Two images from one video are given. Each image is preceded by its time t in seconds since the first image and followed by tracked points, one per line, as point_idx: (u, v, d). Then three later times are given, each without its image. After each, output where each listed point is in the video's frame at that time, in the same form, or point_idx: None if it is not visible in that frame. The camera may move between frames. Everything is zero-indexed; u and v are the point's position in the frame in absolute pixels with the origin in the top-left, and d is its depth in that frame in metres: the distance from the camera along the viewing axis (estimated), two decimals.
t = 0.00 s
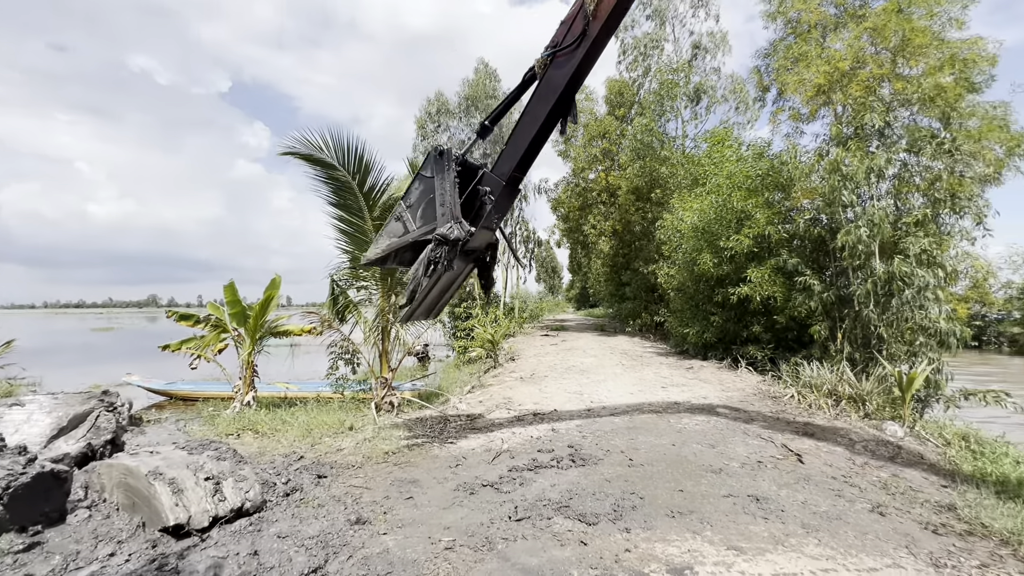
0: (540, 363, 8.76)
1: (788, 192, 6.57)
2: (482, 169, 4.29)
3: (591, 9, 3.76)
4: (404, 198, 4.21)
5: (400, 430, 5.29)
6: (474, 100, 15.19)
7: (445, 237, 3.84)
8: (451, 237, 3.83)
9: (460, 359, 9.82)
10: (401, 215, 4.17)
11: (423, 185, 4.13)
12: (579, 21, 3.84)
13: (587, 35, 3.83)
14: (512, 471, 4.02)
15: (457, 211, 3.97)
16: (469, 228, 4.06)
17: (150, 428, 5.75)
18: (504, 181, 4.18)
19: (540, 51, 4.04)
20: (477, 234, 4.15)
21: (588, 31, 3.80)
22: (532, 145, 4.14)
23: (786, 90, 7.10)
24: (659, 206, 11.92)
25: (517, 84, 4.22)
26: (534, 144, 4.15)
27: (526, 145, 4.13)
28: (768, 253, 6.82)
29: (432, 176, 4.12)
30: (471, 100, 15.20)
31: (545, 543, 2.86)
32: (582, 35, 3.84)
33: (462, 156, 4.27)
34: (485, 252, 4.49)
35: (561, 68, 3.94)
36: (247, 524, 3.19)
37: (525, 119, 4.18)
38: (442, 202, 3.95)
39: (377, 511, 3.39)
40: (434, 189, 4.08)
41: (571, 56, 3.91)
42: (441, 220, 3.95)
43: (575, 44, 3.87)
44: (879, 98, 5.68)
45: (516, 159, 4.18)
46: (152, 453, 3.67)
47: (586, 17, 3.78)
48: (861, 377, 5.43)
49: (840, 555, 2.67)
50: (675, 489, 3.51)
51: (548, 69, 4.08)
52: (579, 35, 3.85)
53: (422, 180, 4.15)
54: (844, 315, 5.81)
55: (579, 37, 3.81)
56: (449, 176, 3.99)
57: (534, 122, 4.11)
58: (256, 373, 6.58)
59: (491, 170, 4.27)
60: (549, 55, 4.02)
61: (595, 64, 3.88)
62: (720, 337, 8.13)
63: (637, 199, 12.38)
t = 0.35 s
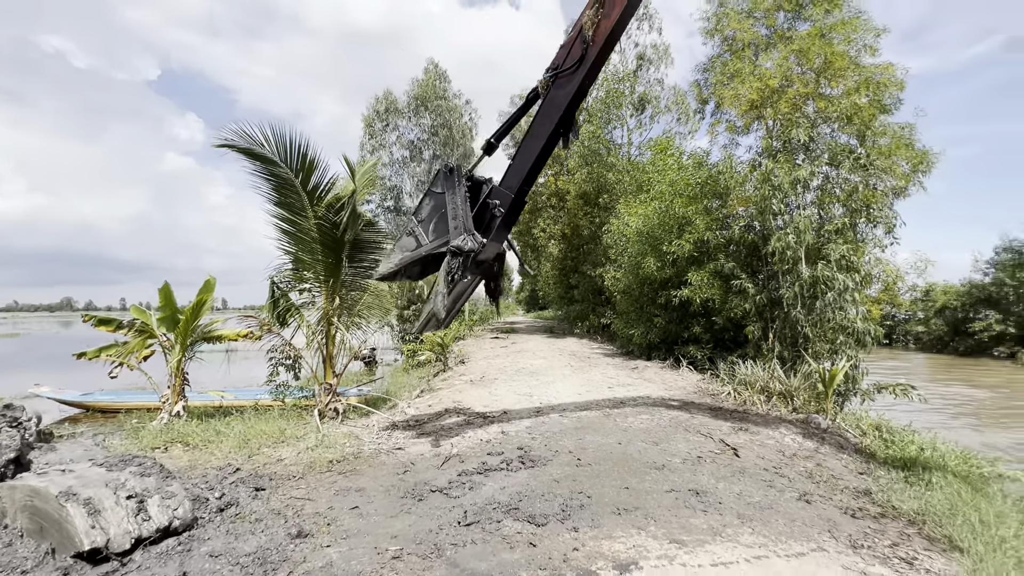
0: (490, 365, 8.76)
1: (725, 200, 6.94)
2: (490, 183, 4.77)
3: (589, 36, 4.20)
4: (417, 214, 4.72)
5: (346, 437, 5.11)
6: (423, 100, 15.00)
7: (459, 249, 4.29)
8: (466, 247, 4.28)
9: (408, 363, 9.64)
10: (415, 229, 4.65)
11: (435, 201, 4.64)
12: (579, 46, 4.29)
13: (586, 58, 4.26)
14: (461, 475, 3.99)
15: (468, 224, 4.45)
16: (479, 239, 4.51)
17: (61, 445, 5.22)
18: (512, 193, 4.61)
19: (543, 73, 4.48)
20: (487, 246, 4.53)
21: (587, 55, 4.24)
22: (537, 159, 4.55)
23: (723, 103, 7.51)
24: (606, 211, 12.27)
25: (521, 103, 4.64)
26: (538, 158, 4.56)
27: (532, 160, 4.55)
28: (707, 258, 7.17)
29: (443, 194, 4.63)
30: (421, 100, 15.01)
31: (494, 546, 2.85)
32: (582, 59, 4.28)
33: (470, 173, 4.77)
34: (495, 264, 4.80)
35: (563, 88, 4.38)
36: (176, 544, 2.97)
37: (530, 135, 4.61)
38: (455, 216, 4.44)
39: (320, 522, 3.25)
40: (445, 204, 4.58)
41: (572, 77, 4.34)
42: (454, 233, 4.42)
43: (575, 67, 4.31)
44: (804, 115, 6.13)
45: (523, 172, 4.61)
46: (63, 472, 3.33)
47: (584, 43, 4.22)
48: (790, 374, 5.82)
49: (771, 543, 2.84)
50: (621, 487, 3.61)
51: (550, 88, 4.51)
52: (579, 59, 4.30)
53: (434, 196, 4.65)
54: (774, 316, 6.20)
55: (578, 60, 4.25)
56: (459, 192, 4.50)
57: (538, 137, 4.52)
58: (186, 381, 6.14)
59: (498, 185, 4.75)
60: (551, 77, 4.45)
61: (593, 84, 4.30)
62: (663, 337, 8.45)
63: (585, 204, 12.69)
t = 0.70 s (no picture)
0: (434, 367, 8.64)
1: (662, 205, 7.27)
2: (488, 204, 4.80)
3: (575, 62, 4.59)
4: (416, 236, 4.71)
5: (280, 445, 4.84)
6: (366, 95, 14.56)
7: (464, 267, 4.32)
8: (470, 266, 4.32)
9: (348, 366, 9.30)
10: (414, 251, 4.60)
11: (434, 222, 4.65)
12: (566, 73, 4.63)
13: (574, 83, 4.60)
14: (404, 480, 3.90)
15: (469, 244, 4.49)
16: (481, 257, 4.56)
17: None
18: (509, 215, 4.74)
19: (533, 99, 4.78)
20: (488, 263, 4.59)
21: (574, 80, 4.59)
22: (532, 178, 4.76)
23: (660, 113, 7.87)
24: (550, 213, 12.50)
25: (514, 126, 4.92)
26: (533, 178, 4.77)
27: (527, 180, 4.75)
28: (645, 260, 7.47)
29: (441, 215, 4.64)
30: (362, 95, 14.55)
31: (439, 550, 2.81)
32: (569, 84, 4.62)
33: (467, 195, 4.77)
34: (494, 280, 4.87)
35: (552, 112, 4.68)
36: (82, 570, 2.68)
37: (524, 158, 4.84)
38: (456, 236, 4.46)
39: (251, 537, 3.06)
40: (445, 225, 4.58)
41: (560, 101, 4.66)
42: (456, 253, 4.44)
43: (563, 92, 4.65)
44: (734, 127, 6.56)
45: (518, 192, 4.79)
46: None
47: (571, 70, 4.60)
48: (721, 370, 6.17)
49: (705, 531, 3.00)
50: (565, 484, 3.68)
51: (540, 113, 4.81)
52: (567, 85, 4.63)
53: (433, 218, 4.65)
54: (706, 316, 6.56)
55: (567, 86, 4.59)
56: (459, 214, 4.52)
57: (532, 160, 4.78)
58: (95, 390, 5.57)
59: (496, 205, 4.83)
60: (541, 102, 4.78)
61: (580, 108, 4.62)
62: (604, 337, 8.71)
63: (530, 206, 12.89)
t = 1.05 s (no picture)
0: (374, 369, 8.40)
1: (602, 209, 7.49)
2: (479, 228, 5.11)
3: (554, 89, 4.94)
4: (409, 261, 5.06)
5: (205, 456, 4.52)
6: (302, 86, 13.87)
7: (457, 288, 4.52)
8: (463, 287, 4.53)
9: (281, 370, 8.83)
10: (408, 276, 4.93)
11: (426, 248, 4.98)
12: (546, 99, 4.98)
13: (554, 109, 4.96)
14: (344, 487, 3.76)
15: (461, 265, 4.71)
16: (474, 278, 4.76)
17: None
18: (499, 236, 5.02)
19: (516, 124, 5.12)
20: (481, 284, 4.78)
21: (554, 106, 4.94)
22: (519, 199, 5.05)
23: (601, 120, 8.12)
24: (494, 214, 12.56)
25: (498, 150, 5.21)
26: (520, 199, 5.06)
27: (513, 199, 5.03)
28: (586, 262, 7.67)
29: (433, 239, 4.94)
30: (299, 85, 13.84)
31: (381, 558, 2.74)
32: (549, 110, 4.98)
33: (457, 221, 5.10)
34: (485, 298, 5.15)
35: (535, 136, 5.00)
36: None
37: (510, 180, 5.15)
38: (448, 259, 4.70)
39: (172, 557, 2.83)
40: (437, 250, 4.90)
41: (542, 125, 4.99)
42: (450, 275, 4.66)
43: (544, 116, 4.98)
44: (671, 136, 6.90)
45: (506, 214, 5.07)
46: None
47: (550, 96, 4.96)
48: (656, 368, 6.43)
49: (643, 523, 3.13)
50: (509, 485, 3.70)
51: (523, 137, 5.12)
52: (547, 110, 4.98)
53: (425, 244, 4.99)
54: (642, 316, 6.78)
55: (547, 111, 4.93)
56: (450, 237, 4.79)
57: (518, 182, 5.07)
58: None
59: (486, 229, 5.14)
60: (524, 126, 5.09)
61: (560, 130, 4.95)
62: (546, 337, 8.85)
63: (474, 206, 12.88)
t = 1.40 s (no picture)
0: (312, 372, 8.04)
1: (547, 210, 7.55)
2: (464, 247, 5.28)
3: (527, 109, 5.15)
4: (394, 284, 5.04)
5: (116, 469, 4.12)
6: (234, 73, 12.99)
7: (447, 309, 4.71)
8: (453, 307, 4.72)
9: (209, 375, 8.26)
10: (394, 299, 4.91)
11: (411, 270, 5.03)
12: (520, 120, 5.20)
13: (528, 128, 5.18)
14: (274, 497, 3.55)
15: (448, 285, 4.87)
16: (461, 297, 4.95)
17: None
18: (485, 253, 5.20)
19: (493, 143, 5.25)
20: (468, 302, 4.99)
21: (528, 125, 5.16)
22: (501, 216, 5.23)
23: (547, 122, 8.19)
24: (440, 213, 12.41)
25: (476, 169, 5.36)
26: (501, 217, 5.25)
27: (494, 218, 5.19)
28: (531, 262, 7.74)
29: (418, 261, 5.01)
30: (230, 72, 12.96)
31: (312, 571, 2.61)
32: (524, 129, 5.19)
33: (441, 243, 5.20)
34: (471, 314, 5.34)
35: (512, 156, 5.20)
36: None
37: (490, 199, 5.28)
38: (434, 280, 4.82)
39: None
40: (422, 272, 4.97)
41: (518, 144, 5.21)
42: (437, 295, 4.80)
43: (519, 135, 5.19)
44: (614, 140, 7.10)
45: (489, 230, 5.25)
46: None
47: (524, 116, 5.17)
48: (598, 366, 6.54)
49: (583, 520, 3.17)
50: (450, 487, 3.63)
51: (500, 156, 5.30)
52: (522, 130, 5.19)
53: (409, 265, 5.03)
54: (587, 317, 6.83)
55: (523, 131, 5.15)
56: (435, 258, 4.90)
57: (497, 200, 5.26)
58: None
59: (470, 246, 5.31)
60: (500, 145, 5.27)
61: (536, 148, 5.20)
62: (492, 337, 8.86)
63: (420, 204, 12.66)
